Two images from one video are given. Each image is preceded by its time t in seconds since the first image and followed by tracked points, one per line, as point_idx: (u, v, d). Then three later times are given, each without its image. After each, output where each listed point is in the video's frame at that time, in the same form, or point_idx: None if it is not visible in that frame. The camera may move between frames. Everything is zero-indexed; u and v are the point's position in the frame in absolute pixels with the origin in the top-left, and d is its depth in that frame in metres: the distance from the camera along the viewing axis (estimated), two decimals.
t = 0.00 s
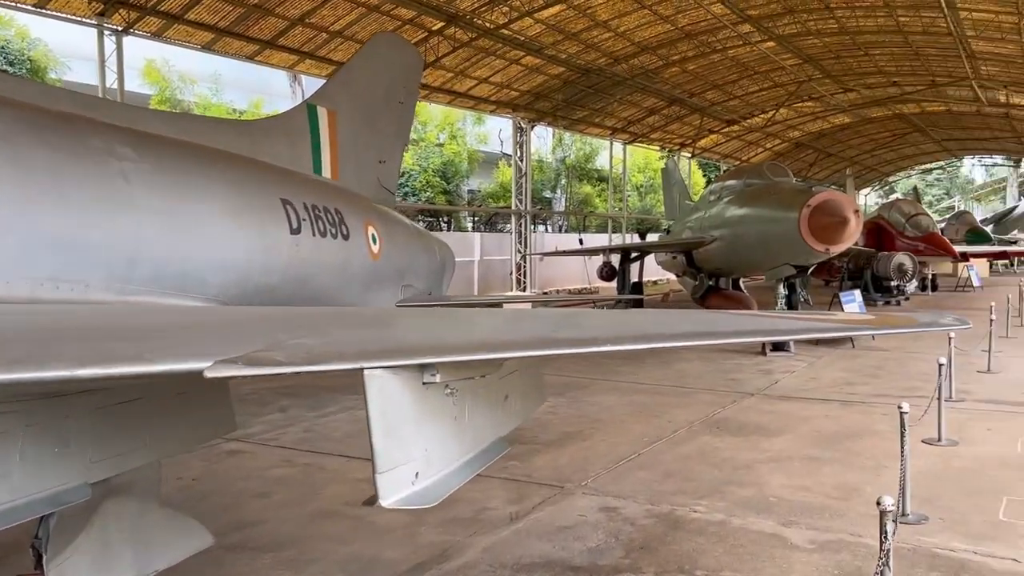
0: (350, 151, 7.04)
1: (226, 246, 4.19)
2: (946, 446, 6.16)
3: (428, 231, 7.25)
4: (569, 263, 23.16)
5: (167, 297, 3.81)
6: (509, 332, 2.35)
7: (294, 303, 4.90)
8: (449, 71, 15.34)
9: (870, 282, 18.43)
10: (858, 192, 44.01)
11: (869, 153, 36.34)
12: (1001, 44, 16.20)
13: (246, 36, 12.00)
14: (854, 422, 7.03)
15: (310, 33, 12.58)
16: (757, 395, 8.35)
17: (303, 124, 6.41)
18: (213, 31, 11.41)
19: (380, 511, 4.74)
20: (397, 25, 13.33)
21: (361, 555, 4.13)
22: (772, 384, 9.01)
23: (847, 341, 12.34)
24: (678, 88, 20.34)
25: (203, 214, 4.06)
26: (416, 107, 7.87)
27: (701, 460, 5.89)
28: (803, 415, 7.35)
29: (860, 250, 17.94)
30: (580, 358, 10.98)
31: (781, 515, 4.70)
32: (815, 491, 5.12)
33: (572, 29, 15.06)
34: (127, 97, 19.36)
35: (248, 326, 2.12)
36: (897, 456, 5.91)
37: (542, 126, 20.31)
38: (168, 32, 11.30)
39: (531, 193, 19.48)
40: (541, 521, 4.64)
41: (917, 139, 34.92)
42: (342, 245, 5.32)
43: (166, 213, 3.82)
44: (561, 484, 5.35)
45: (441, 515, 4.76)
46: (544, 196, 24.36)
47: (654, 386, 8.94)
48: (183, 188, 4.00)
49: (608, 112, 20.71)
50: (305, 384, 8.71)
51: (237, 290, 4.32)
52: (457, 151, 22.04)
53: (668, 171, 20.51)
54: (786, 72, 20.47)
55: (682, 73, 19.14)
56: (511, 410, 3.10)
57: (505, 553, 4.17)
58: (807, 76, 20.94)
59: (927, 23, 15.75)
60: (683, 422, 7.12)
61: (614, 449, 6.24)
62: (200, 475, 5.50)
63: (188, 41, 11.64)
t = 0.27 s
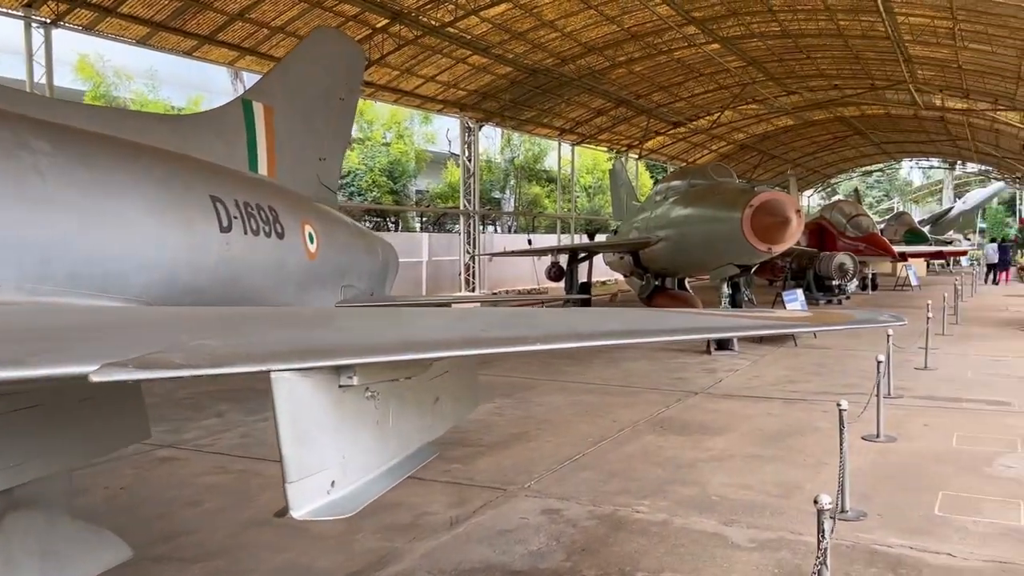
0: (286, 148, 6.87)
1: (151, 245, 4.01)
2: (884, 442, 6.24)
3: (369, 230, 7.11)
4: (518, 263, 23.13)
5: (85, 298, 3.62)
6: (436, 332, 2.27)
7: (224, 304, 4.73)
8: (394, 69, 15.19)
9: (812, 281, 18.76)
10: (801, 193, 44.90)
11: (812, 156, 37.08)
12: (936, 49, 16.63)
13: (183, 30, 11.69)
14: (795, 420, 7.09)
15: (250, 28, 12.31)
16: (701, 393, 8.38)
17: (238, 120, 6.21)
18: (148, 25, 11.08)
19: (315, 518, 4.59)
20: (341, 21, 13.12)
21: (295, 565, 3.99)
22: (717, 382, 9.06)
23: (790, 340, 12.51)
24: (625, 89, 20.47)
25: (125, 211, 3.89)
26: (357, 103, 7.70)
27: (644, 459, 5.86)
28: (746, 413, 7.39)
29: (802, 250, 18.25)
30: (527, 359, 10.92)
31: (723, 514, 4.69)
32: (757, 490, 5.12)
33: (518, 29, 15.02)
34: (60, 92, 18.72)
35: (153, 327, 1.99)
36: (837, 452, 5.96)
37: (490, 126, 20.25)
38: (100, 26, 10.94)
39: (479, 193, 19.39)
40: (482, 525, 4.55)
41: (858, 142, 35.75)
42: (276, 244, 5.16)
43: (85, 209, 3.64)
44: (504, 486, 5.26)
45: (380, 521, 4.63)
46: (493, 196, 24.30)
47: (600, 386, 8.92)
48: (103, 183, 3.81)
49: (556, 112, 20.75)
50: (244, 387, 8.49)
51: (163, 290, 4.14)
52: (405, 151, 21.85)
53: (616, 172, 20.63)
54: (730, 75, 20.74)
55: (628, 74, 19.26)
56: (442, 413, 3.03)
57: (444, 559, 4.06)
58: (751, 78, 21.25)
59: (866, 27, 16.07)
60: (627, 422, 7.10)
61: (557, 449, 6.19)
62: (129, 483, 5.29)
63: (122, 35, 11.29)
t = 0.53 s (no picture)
0: (207, 144, 6.59)
1: (44, 244, 3.76)
2: (812, 440, 6.28)
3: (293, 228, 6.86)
4: (458, 263, 22.97)
5: None
6: (334, 338, 2.12)
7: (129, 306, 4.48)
8: (328, 64, 14.91)
9: (747, 280, 19.04)
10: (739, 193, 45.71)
11: (748, 157, 37.73)
12: (864, 52, 17.03)
13: (103, 22, 11.25)
14: (726, 418, 7.11)
15: (175, 21, 11.91)
16: (635, 393, 8.36)
17: (154, 114, 5.92)
18: (66, 16, 10.63)
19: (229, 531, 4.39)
20: (271, 15, 12.81)
21: None
22: (651, 381, 9.06)
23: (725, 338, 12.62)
24: (563, 89, 20.50)
25: (15, 207, 3.63)
26: (283, 98, 7.45)
27: (575, 461, 5.78)
28: (679, 412, 7.38)
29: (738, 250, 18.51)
30: (462, 359, 10.79)
31: (651, 516, 4.62)
32: (686, 490, 5.08)
33: (455, 26, 14.88)
34: None
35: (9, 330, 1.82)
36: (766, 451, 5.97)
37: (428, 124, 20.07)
38: (14, 16, 10.45)
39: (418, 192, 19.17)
40: (405, 533, 4.40)
41: (792, 144, 36.52)
42: (188, 243, 4.92)
43: None
44: (430, 492, 5.12)
45: (299, 532, 4.45)
46: (433, 195, 24.09)
47: (535, 386, 8.84)
48: None
49: (495, 111, 20.67)
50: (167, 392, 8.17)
51: (59, 292, 3.89)
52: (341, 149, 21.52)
53: (555, 172, 20.62)
54: (667, 75, 20.94)
55: (566, 74, 19.30)
56: (342, 423, 2.89)
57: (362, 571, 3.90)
58: (687, 79, 21.49)
59: (797, 30, 16.35)
60: (560, 423, 7.02)
61: (488, 452, 6.07)
62: (31, 497, 4.99)
63: (39, 26, 10.81)
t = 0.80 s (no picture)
0: (122, 139, 6.25)
1: None
2: (742, 439, 6.28)
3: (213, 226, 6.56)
4: (396, 263, 22.70)
5: None
6: (223, 356, 1.97)
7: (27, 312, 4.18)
8: (259, 59, 14.52)
9: (684, 279, 19.21)
10: (678, 193, 46.29)
11: (686, 157, 38.20)
12: (797, 55, 17.33)
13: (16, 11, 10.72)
14: (658, 419, 7.08)
15: (94, 12, 11.43)
16: (569, 394, 8.29)
17: (61, 108, 5.52)
18: None
19: (134, 548, 4.15)
20: (197, 7, 12.39)
21: None
22: (586, 382, 9.00)
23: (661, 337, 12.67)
24: (502, 87, 20.41)
25: None
26: (203, 93, 7.16)
27: (504, 466, 5.67)
28: (612, 413, 7.33)
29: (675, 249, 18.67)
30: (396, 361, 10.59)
31: (578, 522, 4.53)
32: (614, 494, 5.01)
33: (390, 22, 14.64)
34: None
35: None
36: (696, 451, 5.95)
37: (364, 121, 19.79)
38: None
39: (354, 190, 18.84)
40: (323, 546, 4.22)
41: (729, 145, 37.09)
42: (93, 243, 4.64)
43: None
44: (352, 502, 4.95)
45: (211, 547, 4.23)
46: (371, 193, 23.75)
47: (469, 388, 8.70)
48: None
49: (433, 109, 20.46)
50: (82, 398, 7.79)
51: None
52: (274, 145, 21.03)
53: (494, 171, 20.49)
54: (605, 75, 21.01)
55: (505, 72, 19.20)
56: (164, 447, 3.19)
57: None
58: (625, 80, 21.59)
59: (732, 31, 16.55)
60: (492, 426, 6.90)
61: (415, 458, 5.92)
62: None
63: None
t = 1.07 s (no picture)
0: (36, 130, 5.65)
1: None
2: (679, 438, 6.24)
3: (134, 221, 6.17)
4: (336, 261, 22.36)
5: None
6: (109, 356, 1.83)
7: None
8: (190, 50, 14.07)
9: (626, 277, 19.28)
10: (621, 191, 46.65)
11: (629, 155, 38.50)
12: (736, 54, 17.52)
13: None
14: (596, 418, 7.02)
15: None
16: (508, 393, 8.18)
17: None
18: None
19: (37, 565, 3.91)
20: None
21: None
22: (525, 381, 8.91)
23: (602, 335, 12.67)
24: (444, 83, 20.23)
25: None
26: (125, 85, 6.60)
27: (436, 469, 5.54)
28: (550, 413, 7.24)
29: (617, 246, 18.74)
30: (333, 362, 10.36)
31: (510, 526, 4.42)
32: (548, 496, 4.91)
33: (327, 15, 14.34)
34: None
35: None
36: (633, 450, 5.89)
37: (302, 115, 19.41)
38: None
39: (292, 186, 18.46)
40: (243, 558, 4.03)
41: (671, 144, 37.48)
42: None
43: None
44: (276, 511, 4.76)
45: (122, 561, 4.01)
46: (310, 189, 23.32)
47: (406, 389, 8.53)
48: None
49: (373, 104, 20.18)
50: None
51: None
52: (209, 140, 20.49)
53: (436, 167, 20.29)
54: (548, 73, 20.99)
55: (446, 68, 19.03)
56: (28, 465, 3.14)
57: None
58: (568, 77, 21.60)
59: (672, 30, 16.66)
60: (427, 427, 6.76)
61: (346, 464, 5.74)
62: None
63: None
